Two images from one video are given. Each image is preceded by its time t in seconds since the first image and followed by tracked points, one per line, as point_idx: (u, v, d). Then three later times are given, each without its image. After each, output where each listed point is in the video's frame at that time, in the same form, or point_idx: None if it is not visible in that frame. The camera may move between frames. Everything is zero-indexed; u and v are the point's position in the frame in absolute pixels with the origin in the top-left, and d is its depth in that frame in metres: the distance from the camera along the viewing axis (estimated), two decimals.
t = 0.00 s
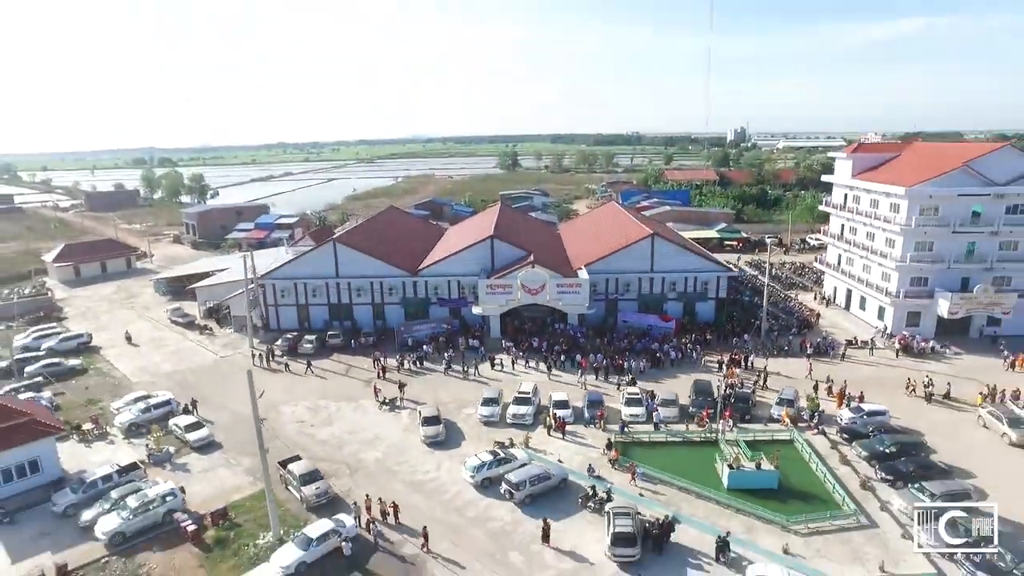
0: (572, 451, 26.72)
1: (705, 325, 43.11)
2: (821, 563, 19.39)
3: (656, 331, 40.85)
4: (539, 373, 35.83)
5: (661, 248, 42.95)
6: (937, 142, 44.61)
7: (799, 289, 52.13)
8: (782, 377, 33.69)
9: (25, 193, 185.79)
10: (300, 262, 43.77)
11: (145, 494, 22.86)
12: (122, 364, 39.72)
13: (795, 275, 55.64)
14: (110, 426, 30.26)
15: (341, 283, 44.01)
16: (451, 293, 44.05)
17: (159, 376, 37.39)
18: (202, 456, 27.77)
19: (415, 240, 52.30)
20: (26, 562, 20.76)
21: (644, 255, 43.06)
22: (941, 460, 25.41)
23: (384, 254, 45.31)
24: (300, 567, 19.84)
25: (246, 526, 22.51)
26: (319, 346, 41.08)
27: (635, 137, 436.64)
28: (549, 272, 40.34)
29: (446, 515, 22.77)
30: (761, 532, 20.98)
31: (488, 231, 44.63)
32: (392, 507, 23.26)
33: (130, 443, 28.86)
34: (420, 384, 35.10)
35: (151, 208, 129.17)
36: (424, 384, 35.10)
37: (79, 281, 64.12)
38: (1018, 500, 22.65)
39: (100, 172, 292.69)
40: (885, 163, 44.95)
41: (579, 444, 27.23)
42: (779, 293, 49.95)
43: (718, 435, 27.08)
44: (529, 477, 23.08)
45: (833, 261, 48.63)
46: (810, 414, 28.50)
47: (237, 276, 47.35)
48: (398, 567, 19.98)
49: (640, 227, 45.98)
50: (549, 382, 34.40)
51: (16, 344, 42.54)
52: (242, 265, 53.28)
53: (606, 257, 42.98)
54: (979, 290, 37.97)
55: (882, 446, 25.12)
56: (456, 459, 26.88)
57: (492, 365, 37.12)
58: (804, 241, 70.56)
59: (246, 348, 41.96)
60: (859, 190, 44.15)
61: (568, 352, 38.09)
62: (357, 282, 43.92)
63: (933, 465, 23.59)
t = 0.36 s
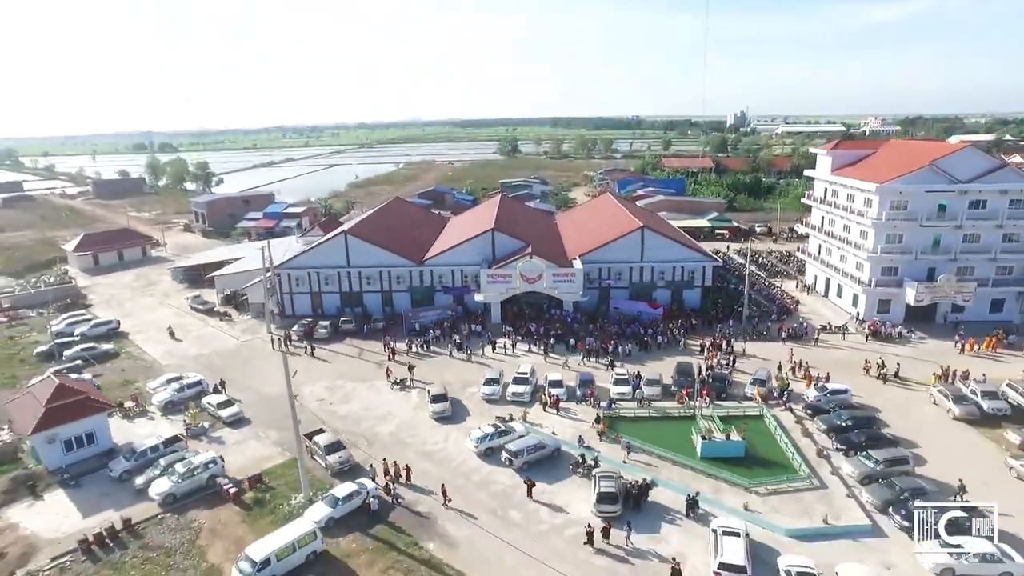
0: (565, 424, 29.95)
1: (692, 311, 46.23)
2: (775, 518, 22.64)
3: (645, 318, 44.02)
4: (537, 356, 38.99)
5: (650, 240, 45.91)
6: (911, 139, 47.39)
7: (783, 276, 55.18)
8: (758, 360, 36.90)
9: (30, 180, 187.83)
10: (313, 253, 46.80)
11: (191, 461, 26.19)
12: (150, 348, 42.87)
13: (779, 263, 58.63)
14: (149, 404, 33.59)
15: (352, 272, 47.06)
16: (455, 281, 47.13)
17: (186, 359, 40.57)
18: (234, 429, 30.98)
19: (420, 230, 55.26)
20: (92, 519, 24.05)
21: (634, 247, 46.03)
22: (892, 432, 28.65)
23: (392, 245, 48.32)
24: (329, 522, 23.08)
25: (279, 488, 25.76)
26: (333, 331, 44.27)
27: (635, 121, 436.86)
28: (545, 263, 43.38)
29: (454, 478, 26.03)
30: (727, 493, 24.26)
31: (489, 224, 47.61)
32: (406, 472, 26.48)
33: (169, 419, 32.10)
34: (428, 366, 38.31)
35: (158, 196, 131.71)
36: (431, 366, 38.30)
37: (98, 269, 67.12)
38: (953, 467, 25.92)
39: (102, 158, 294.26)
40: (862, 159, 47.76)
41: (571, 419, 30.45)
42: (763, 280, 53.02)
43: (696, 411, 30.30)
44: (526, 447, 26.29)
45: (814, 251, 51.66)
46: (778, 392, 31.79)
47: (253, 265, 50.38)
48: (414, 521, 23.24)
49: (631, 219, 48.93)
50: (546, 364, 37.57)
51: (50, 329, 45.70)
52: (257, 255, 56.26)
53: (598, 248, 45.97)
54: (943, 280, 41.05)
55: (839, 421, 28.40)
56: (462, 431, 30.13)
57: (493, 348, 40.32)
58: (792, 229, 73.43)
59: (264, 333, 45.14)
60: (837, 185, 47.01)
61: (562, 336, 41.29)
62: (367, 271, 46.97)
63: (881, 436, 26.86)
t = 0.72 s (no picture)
0: (558, 400, 33.16)
1: (679, 297, 49.31)
2: (739, 480, 25.87)
3: (634, 304, 47.11)
4: (533, 338, 42.12)
5: (640, 230, 48.89)
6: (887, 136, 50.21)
7: (767, 264, 58.18)
8: (737, 342, 40.08)
9: (36, 167, 190.15)
10: (324, 243, 49.80)
11: (224, 432, 29.43)
12: (173, 332, 46.03)
13: (765, 251, 61.59)
14: (178, 382, 36.84)
15: (360, 260, 50.07)
16: (457, 269, 50.17)
17: (208, 342, 43.74)
18: (259, 405, 34.19)
19: (423, 220, 58.18)
20: (140, 483, 27.36)
21: (625, 237, 49.02)
22: (851, 407, 31.87)
23: (398, 235, 51.30)
24: (349, 484, 26.32)
25: (303, 456, 29.01)
26: (343, 316, 47.38)
27: (635, 106, 436.01)
28: (541, 252, 46.41)
29: (458, 447, 29.26)
30: (699, 459, 27.49)
31: (489, 215, 50.58)
32: (415, 441, 29.71)
33: (198, 396, 35.33)
34: (432, 348, 41.46)
35: (163, 183, 134.11)
36: (435, 348, 41.46)
37: (115, 256, 70.09)
38: (902, 437, 29.20)
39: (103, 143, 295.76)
40: (841, 154, 50.57)
41: (563, 395, 33.66)
42: (748, 268, 56.01)
43: (676, 388, 33.48)
44: (522, 420, 29.46)
45: (795, 240, 54.62)
46: (752, 371, 34.96)
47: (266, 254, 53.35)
48: (423, 483, 26.50)
49: (623, 210, 51.90)
50: (541, 346, 40.71)
51: (78, 315, 48.89)
52: (268, 243, 59.21)
53: (591, 238, 48.94)
54: (912, 269, 44.13)
55: (804, 397, 31.61)
56: (464, 406, 33.35)
57: (492, 332, 43.45)
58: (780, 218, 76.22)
59: (279, 318, 48.23)
60: (816, 179, 49.84)
61: (557, 321, 44.42)
62: (374, 260, 50.00)
63: (839, 411, 30.09)
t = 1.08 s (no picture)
0: (551, 382, 36.16)
1: (668, 286, 52.18)
2: (713, 452, 28.90)
3: (626, 294, 49.99)
4: (529, 325, 45.03)
5: (631, 223, 51.69)
6: (867, 133, 52.82)
7: (754, 254, 60.94)
8: (719, 329, 42.95)
9: (39, 155, 191.67)
10: (332, 235, 52.59)
11: (248, 411, 32.42)
12: (192, 319, 48.97)
13: (752, 242, 64.33)
14: (201, 366, 39.85)
15: (367, 251, 52.86)
16: (458, 260, 53.06)
17: (225, 328, 46.68)
18: (277, 386, 37.19)
19: (425, 212, 60.90)
20: (174, 455, 30.47)
21: (617, 230, 51.83)
22: (820, 388, 34.90)
23: (402, 227, 54.07)
24: (363, 456, 29.33)
25: (320, 431, 32.05)
26: (351, 304, 50.26)
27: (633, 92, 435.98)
28: (538, 245, 49.24)
29: (460, 423, 32.30)
30: (677, 434, 30.53)
31: (488, 209, 53.33)
32: (422, 418, 32.73)
33: (220, 378, 38.33)
34: (435, 335, 44.40)
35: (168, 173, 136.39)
36: (438, 334, 44.39)
37: (128, 246, 72.89)
38: (862, 416, 32.26)
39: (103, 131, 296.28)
40: (823, 151, 53.31)
41: (557, 377, 36.64)
42: (735, 258, 58.79)
43: (660, 370, 36.45)
44: (518, 399, 32.45)
45: (780, 231, 57.42)
46: (731, 355, 37.92)
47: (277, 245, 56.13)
48: (430, 454, 29.55)
49: (615, 204, 54.62)
50: (537, 332, 43.64)
51: (101, 303, 51.86)
52: (277, 234, 61.99)
53: (585, 231, 51.74)
54: (886, 261, 47.01)
55: (776, 379, 34.62)
56: (466, 388, 36.36)
57: (491, 319, 46.40)
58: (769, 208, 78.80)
59: (290, 307, 51.16)
60: (799, 174, 52.47)
61: (552, 309, 47.34)
62: (379, 251, 52.80)
63: (807, 392, 33.09)
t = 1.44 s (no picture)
0: (545, 366, 39.15)
1: (658, 277, 55.08)
2: (690, 429, 31.92)
3: (617, 284, 52.91)
4: (526, 314, 47.94)
5: (623, 218, 54.48)
6: (848, 131, 55.44)
7: (741, 246, 63.74)
8: (703, 318, 45.91)
9: (43, 146, 193.61)
10: (340, 229, 55.38)
11: (268, 393, 35.41)
12: (207, 308, 51.93)
13: (740, 234, 67.10)
14: (220, 352, 42.83)
15: (372, 244, 55.69)
16: (459, 252, 55.92)
17: (240, 317, 49.63)
18: (291, 370, 40.20)
19: (427, 205, 63.66)
20: (202, 432, 33.55)
21: (609, 223, 54.61)
22: (793, 372, 37.89)
23: (405, 220, 56.86)
24: (373, 432, 32.35)
25: (333, 411, 35.08)
26: (358, 294, 53.16)
27: (633, 81, 435.71)
28: (534, 238, 52.07)
29: (461, 403, 35.32)
30: (659, 412, 33.55)
31: (487, 204, 56.10)
32: (426, 399, 35.74)
33: (238, 363, 41.33)
34: (437, 323, 47.33)
35: (173, 164, 138.77)
36: (440, 323, 47.35)
37: (141, 238, 75.67)
38: (830, 397, 35.26)
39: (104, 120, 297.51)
40: (806, 148, 55.96)
41: (551, 362, 39.62)
42: (723, 250, 61.66)
43: (646, 356, 39.42)
44: (514, 382, 35.42)
45: (765, 224, 60.27)
46: (712, 341, 40.87)
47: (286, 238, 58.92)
48: (434, 431, 32.58)
49: (608, 198, 57.39)
50: (533, 321, 46.56)
51: (121, 293, 54.81)
52: (286, 227, 64.80)
53: (579, 225, 54.55)
54: (863, 254, 49.87)
55: (752, 364, 37.57)
56: (466, 372, 39.35)
57: (490, 309, 49.31)
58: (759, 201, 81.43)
59: (300, 296, 54.07)
60: (783, 170, 55.13)
61: (548, 299, 50.27)
62: (384, 243, 55.64)
63: (779, 376, 36.08)
